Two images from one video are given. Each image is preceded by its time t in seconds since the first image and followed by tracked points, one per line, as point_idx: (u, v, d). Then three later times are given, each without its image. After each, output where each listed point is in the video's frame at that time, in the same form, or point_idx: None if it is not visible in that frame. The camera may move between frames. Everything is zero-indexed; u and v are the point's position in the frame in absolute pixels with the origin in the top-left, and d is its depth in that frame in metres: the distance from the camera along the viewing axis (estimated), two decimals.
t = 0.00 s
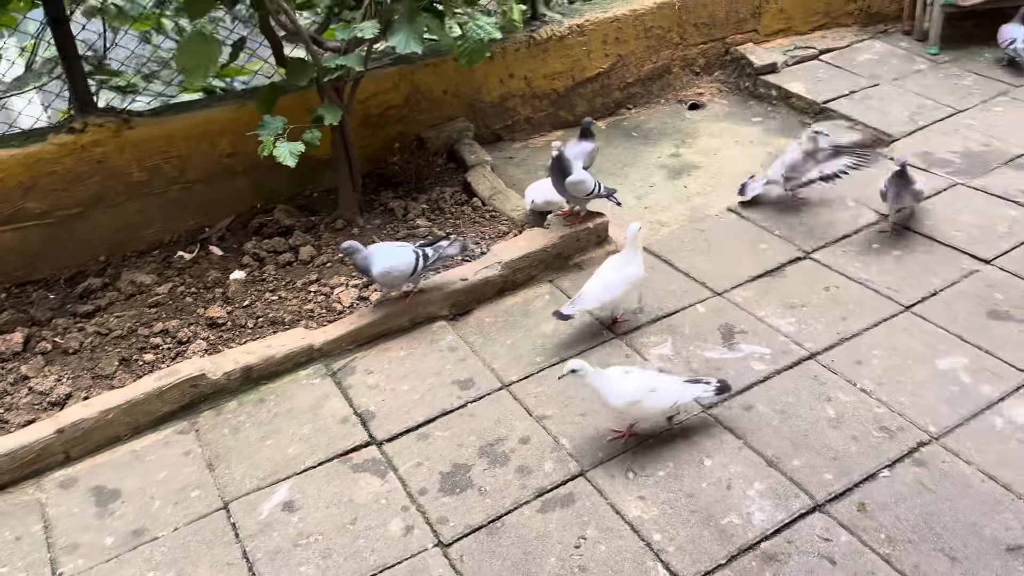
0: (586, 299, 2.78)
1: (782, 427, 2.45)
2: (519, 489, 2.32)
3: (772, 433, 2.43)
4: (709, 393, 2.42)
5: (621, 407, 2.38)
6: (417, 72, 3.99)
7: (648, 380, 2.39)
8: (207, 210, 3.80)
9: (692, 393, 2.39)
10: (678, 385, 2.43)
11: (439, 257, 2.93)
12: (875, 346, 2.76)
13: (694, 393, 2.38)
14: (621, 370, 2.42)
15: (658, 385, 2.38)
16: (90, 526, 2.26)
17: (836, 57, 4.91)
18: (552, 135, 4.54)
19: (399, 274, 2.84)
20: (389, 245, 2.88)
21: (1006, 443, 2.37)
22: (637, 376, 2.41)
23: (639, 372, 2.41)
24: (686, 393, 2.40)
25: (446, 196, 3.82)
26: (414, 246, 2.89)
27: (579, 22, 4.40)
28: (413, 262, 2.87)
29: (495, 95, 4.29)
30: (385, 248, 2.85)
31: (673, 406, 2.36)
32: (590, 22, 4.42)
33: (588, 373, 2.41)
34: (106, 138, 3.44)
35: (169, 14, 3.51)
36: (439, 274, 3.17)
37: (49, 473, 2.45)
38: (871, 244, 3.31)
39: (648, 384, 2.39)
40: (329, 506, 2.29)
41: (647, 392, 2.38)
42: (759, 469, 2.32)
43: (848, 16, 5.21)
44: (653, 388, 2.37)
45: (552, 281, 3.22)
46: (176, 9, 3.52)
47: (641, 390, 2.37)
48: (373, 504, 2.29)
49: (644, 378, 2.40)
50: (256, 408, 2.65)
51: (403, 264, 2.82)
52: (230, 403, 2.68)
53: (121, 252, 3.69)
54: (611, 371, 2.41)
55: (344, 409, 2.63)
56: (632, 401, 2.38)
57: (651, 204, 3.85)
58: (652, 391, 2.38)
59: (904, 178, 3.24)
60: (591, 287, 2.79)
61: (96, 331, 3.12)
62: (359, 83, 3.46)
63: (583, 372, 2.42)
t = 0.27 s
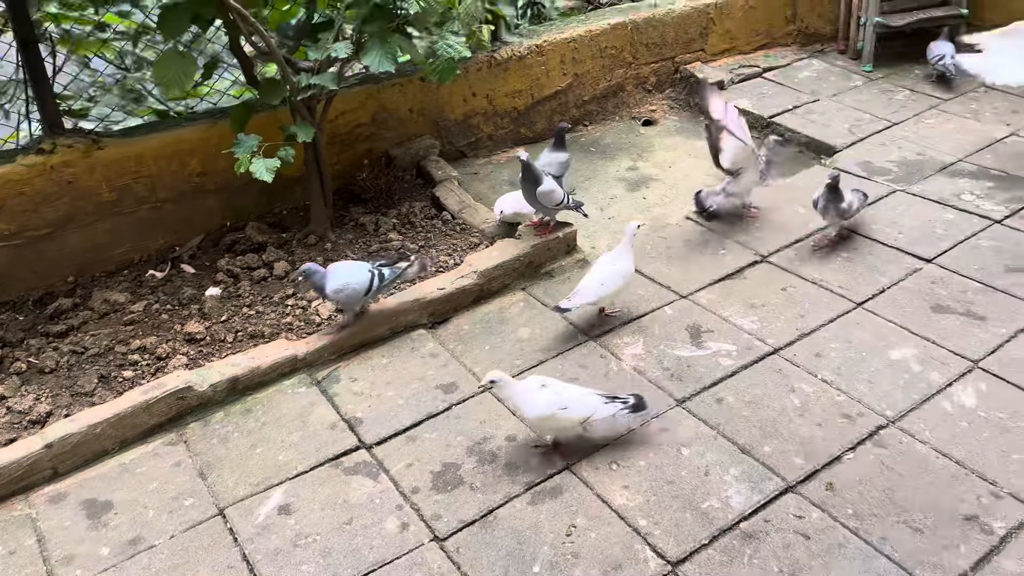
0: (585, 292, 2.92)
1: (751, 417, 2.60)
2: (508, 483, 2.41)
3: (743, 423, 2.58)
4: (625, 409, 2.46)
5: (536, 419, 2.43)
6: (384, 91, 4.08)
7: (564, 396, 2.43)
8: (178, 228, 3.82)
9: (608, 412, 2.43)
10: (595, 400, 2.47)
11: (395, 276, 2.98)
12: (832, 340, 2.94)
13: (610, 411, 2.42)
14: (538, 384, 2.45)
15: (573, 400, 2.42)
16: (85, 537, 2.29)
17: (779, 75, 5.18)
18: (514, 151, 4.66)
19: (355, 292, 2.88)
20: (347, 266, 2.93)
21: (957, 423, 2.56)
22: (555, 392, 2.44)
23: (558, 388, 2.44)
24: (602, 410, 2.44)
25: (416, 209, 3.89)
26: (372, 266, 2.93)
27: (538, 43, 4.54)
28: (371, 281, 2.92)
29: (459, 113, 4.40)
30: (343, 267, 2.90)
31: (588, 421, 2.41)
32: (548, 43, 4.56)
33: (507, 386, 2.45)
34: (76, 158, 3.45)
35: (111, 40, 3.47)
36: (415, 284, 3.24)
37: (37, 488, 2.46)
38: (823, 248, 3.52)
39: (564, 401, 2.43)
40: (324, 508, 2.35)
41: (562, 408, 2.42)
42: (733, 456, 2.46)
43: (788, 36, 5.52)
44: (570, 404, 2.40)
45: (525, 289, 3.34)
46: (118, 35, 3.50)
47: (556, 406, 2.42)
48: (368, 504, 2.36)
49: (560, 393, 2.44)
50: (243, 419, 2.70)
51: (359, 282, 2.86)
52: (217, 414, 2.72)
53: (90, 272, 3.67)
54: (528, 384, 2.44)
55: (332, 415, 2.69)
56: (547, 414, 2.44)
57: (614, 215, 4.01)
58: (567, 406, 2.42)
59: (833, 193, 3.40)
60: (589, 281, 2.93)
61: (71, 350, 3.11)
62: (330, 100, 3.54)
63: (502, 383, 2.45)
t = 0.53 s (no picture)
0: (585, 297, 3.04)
1: (720, 418, 2.72)
2: (488, 487, 2.49)
3: (712, 424, 2.69)
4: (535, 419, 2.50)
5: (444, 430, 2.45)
6: (358, 112, 4.18)
7: (472, 405, 2.47)
8: (155, 248, 3.85)
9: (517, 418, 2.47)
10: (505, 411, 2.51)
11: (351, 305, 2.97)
12: (795, 345, 3.07)
13: (518, 417, 2.46)
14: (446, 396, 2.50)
15: (480, 408, 2.46)
16: (70, 548, 2.32)
17: (739, 96, 5.39)
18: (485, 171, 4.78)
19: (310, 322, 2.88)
20: (303, 294, 2.93)
21: (914, 420, 2.69)
22: (463, 403, 2.48)
23: (466, 399, 2.49)
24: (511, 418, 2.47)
25: (391, 227, 3.97)
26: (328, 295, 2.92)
27: (507, 65, 4.67)
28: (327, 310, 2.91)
29: (431, 134, 4.51)
30: (300, 296, 2.90)
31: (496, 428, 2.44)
32: (516, 66, 4.70)
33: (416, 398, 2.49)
34: (52, 179, 3.48)
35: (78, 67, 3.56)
36: (392, 298, 3.32)
37: (20, 502, 2.49)
38: (784, 259, 3.66)
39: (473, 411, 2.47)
40: (308, 514, 2.40)
41: (470, 416, 2.45)
42: (703, 455, 2.57)
43: (746, 59, 5.74)
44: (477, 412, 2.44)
45: (499, 301, 3.44)
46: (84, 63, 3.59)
47: (464, 415, 2.45)
48: (350, 509, 2.42)
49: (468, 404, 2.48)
50: (225, 431, 2.74)
51: (313, 312, 2.85)
52: (199, 427, 2.76)
53: (66, 293, 3.69)
54: (436, 397, 2.49)
55: (313, 426, 2.75)
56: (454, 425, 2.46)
57: (584, 231, 4.13)
58: (475, 414, 2.45)
59: (788, 218, 3.44)
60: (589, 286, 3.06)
61: (50, 369, 3.13)
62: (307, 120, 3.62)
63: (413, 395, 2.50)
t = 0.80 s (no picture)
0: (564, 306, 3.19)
1: (680, 429, 2.82)
2: (456, 498, 2.57)
3: (673, 434, 2.80)
4: (454, 443, 2.59)
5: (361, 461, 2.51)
6: (332, 140, 4.30)
7: (387, 436, 2.53)
8: (132, 274, 3.93)
9: (433, 446, 2.54)
10: (423, 436, 2.58)
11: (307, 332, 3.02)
12: (753, 358, 3.19)
13: (435, 445, 2.54)
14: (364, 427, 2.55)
15: (396, 439, 2.52)
16: (47, 564, 2.38)
17: (704, 123, 5.57)
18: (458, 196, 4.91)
19: (264, 348, 2.93)
20: (259, 320, 2.99)
21: (865, 427, 2.80)
22: (380, 433, 2.54)
23: (383, 429, 2.54)
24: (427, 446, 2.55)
25: (365, 251, 4.08)
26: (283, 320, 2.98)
27: (478, 94, 4.83)
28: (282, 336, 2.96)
29: (404, 160, 4.63)
30: (256, 321, 2.96)
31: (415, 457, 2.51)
32: (487, 95, 4.85)
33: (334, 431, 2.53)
34: (32, 208, 3.56)
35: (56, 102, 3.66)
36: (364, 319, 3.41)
37: None
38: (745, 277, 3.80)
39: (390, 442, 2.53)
40: (281, 526, 2.47)
41: (387, 447, 2.52)
42: (664, 464, 2.67)
43: (711, 87, 5.94)
44: (393, 443, 2.51)
45: (470, 321, 3.55)
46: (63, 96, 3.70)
47: (381, 447, 2.51)
48: (323, 521, 2.49)
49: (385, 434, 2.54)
50: (201, 449, 2.81)
51: (268, 338, 2.91)
52: (174, 446, 2.82)
53: (44, 319, 3.74)
54: (352, 427, 2.54)
55: (287, 442, 2.82)
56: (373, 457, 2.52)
57: (553, 253, 4.26)
58: (391, 446, 2.52)
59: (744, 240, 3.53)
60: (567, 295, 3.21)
61: (28, 392, 3.19)
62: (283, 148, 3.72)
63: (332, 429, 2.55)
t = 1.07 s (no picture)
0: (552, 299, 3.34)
1: (650, 425, 2.89)
2: (429, 495, 2.63)
3: (642, 430, 2.86)
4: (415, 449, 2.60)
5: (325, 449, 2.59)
6: (311, 148, 4.36)
7: (353, 431, 2.58)
8: (113, 282, 3.97)
9: (392, 448, 2.57)
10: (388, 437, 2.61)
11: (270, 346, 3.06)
12: (723, 357, 3.27)
13: (395, 447, 2.57)
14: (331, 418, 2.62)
15: (358, 435, 2.56)
16: (25, 565, 2.41)
17: (680, 129, 5.67)
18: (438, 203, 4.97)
19: (230, 364, 2.98)
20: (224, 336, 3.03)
21: (829, 421, 2.87)
22: (345, 426, 2.59)
23: (347, 423, 2.59)
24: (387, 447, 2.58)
25: (344, 257, 4.13)
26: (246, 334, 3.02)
27: (456, 102, 4.90)
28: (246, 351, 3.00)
29: (383, 168, 4.70)
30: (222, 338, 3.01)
31: (371, 457, 2.54)
32: (465, 103, 4.92)
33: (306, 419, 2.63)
34: (12, 217, 3.60)
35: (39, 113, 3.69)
36: (342, 323, 3.46)
37: None
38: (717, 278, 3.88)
39: (353, 436, 2.58)
40: (257, 525, 2.52)
41: (347, 442, 2.56)
42: (633, 459, 2.73)
43: (686, 94, 6.05)
44: (354, 438, 2.55)
45: (446, 324, 3.61)
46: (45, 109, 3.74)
47: (342, 440, 2.57)
48: (299, 519, 2.54)
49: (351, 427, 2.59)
50: (178, 451, 2.85)
51: (231, 353, 2.95)
52: (153, 448, 2.86)
53: (25, 327, 3.78)
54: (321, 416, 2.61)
55: (265, 444, 2.87)
56: (334, 448, 2.58)
57: (530, 257, 4.33)
58: (351, 441, 2.56)
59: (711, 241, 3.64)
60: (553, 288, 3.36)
61: (8, 399, 3.22)
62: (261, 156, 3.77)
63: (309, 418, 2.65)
